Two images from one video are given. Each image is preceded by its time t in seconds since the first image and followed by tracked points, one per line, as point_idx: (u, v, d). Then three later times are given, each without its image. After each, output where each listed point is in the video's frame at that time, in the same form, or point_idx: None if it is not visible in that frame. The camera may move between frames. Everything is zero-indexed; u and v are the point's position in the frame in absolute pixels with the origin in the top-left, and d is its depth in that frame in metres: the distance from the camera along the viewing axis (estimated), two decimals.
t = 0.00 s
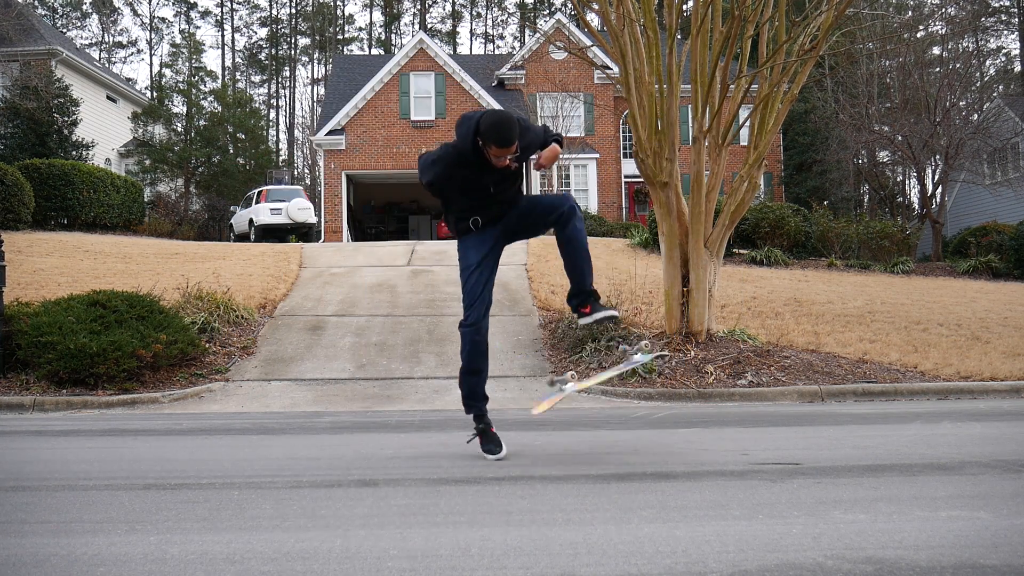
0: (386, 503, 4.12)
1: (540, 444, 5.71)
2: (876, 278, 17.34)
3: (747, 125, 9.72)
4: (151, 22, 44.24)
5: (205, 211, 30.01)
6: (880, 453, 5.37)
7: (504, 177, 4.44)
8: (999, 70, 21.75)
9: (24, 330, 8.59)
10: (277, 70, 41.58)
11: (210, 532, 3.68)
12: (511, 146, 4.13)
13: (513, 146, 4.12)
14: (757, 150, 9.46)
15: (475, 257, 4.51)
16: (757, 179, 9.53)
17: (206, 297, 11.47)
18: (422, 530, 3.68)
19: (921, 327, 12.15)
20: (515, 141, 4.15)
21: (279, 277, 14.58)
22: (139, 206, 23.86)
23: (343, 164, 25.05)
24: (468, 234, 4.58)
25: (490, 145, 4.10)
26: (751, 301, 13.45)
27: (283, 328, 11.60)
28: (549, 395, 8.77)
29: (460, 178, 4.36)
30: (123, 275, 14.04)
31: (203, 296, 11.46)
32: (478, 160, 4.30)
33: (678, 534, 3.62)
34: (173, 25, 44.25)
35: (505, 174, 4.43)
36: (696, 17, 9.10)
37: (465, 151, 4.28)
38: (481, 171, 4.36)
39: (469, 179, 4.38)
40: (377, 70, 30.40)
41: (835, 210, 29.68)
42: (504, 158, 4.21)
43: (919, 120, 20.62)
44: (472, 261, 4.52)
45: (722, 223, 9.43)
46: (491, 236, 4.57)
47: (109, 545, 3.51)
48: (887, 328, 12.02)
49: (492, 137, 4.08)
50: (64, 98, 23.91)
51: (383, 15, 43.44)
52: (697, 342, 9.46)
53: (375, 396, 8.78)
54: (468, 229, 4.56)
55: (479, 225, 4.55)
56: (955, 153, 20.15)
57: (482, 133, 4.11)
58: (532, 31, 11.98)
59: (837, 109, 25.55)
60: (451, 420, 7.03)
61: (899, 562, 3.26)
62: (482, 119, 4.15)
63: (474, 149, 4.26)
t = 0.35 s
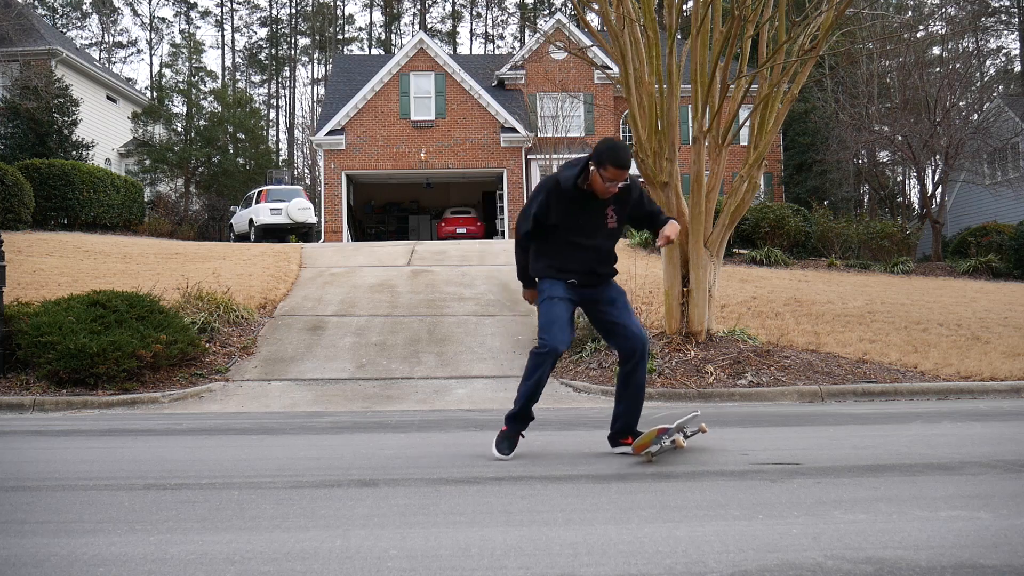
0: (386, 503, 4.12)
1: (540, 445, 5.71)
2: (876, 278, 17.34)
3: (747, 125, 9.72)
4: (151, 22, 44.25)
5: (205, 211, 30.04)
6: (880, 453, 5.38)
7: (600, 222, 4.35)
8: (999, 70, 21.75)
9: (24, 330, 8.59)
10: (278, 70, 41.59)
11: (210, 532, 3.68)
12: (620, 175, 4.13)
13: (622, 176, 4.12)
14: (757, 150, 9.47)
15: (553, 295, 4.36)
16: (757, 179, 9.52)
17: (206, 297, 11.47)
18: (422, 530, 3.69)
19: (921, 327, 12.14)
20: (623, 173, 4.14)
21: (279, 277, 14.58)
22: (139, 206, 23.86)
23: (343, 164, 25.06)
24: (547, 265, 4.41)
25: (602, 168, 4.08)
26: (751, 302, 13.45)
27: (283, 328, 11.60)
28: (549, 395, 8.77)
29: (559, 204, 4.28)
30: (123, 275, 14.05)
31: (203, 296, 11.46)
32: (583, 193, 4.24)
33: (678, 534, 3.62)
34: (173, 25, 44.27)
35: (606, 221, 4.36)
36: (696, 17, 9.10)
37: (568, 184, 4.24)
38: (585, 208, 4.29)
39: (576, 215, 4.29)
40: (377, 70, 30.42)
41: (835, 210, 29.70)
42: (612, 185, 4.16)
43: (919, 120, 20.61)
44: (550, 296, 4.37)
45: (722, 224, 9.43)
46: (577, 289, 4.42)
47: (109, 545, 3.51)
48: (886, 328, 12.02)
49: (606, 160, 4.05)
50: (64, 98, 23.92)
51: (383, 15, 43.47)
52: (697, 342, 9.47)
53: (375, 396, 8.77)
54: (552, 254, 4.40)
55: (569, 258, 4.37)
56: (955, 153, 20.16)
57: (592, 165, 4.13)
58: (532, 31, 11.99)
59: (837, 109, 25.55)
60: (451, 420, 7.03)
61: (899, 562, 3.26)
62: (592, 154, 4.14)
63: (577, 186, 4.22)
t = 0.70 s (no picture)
0: (386, 503, 4.12)
1: (539, 444, 5.71)
2: (876, 278, 17.35)
3: (747, 125, 9.72)
4: (151, 22, 44.24)
5: (205, 211, 30.03)
6: (879, 453, 5.38)
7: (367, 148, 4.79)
8: (999, 70, 21.74)
9: (24, 330, 8.59)
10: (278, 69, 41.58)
11: (210, 532, 3.68)
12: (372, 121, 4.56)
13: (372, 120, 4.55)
14: (757, 150, 9.47)
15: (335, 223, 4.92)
16: (757, 179, 9.52)
17: (206, 297, 11.47)
18: (423, 530, 3.69)
19: (921, 327, 12.14)
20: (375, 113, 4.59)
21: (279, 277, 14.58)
22: (139, 206, 23.84)
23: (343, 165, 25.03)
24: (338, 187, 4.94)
25: (350, 116, 4.52)
26: (750, 301, 13.45)
27: (283, 328, 11.60)
28: (549, 395, 8.78)
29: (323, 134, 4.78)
30: (123, 275, 14.04)
31: (203, 296, 11.46)
32: (345, 128, 4.72)
33: (678, 534, 3.62)
34: (173, 25, 44.26)
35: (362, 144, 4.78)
36: (696, 17, 9.12)
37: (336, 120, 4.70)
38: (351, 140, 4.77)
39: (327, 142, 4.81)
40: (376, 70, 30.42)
41: (835, 210, 29.71)
42: (366, 130, 4.63)
43: (919, 119, 20.62)
44: (331, 219, 4.96)
45: (722, 223, 9.43)
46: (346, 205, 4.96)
47: (109, 545, 3.51)
48: (887, 328, 12.02)
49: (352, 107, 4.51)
50: (65, 98, 23.92)
51: (383, 15, 43.46)
52: (697, 342, 9.46)
53: (374, 396, 8.77)
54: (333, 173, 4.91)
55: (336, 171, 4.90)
56: (955, 153, 20.18)
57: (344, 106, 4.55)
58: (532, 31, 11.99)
59: (837, 109, 25.56)
60: (450, 420, 7.04)
61: (899, 562, 3.26)
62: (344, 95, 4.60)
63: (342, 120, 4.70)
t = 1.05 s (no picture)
0: (386, 503, 4.12)
1: (539, 444, 5.71)
2: (876, 278, 17.36)
3: (747, 125, 9.72)
4: (152, 22, 44.25)
5: (205, 210, 30.03)
6: (879, 453, 5.37)
7: (455, 200, 4.69)
8: (999, 70, 21.76)
9: (24, 330, 8.59)
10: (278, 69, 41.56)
11: (210, 532, 3.68)
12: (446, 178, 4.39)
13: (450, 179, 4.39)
14: (757, 150, 9.47)
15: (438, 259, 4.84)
16: (757, 179, 9.52)
17: (206, 297, 11.47)
18: (423, 530, 3.68)
19: (921, 327, 12.14)
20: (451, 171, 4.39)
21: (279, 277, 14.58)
22: (139, 206, 23.85)
23: (343, 164, 25.02)
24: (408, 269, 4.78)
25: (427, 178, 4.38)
26: (750, 301, 13.45)
27: (283, 328, 11.60)
28: (549, 395, 8.78)
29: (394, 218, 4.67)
30: (123, 275, 14.04)
31: (203, 296, 11.46)
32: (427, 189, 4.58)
33: (678, 534, 3.62)
34: (173, 25, 44.29)
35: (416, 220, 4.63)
36: (696, 17, 9.11)
37: (416, 187, 4.57)
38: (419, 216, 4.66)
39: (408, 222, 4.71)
40: (377, 70, 30.43)
41: (835, 210, 29.72)
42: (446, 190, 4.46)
43: (919, 119, 20.64)
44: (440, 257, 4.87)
45: (722, 223, 9.43)
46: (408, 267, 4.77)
47: (109, 545, 3.51)
48: (886, 328, 12.02)
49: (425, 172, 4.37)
50: (64, 98, 23.93)
51: (383, 15, 43.47)
52: (697, 342, 9.47)
53: (374, 396, 8.77)
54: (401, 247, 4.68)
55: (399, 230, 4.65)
56: (955, 153, 20.21)
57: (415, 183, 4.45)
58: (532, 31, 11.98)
59: (837, 109, 25.57)
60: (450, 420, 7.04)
61: (899, 562, 3.26)
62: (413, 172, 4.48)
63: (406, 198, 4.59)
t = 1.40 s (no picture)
0: (387, 503, 4.12)
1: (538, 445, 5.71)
2: (876, 278, 17.36)
3: (747, 125, 9.72)
4: (151, 22, 44.27)
5: (205, 211, 30.02)
6: (880, 453, 5.38)
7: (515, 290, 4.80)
8: (999, 70, 21.76)
9: (24, 329, 8.59)
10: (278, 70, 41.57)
11: (210, 532, 3.68)
12: (503, 268, 4.48)
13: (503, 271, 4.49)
14: (757, 150, 9.46)
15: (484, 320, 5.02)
16: (757, 179, 9.52)
17: (206, 297, 11.47)
18: (423, 530, 3.68)
19: (921, 327, 12.15)
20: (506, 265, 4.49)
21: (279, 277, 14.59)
22: (139, 206, 23.84)
23: (343, 164, 25.02)
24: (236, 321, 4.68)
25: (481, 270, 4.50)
26: (750, 301, 13.45)
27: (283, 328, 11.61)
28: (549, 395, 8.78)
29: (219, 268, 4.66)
30: (122, 275, 14.05)
31: (203, 296, 11.46)
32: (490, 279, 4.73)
33: (678, 534, 3.62)
34: (173, 25, 44.31)
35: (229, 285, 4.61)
36: (696, 17, 9.11)
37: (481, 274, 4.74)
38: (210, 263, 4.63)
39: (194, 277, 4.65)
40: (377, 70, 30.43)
41: (835, 210, 29.71)
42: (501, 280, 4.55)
43: (919, 120, 20.63)
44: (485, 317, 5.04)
45: (722, 223, 9.42)
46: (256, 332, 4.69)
47: (109, 545, 3.51)
48: (886, 328, 12.02)
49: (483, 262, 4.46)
50: (65, 98, 23.93)
51: (383, 15, 43.47)
52: (697, 342, 9.47)
53: (374, 396, 8.78)
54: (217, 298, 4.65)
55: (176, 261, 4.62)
56: (955, 153, 20.22)
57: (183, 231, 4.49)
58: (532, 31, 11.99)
59: (837, 109, 25.56)
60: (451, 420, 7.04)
61: (899, 562, 3.26)
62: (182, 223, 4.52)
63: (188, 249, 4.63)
